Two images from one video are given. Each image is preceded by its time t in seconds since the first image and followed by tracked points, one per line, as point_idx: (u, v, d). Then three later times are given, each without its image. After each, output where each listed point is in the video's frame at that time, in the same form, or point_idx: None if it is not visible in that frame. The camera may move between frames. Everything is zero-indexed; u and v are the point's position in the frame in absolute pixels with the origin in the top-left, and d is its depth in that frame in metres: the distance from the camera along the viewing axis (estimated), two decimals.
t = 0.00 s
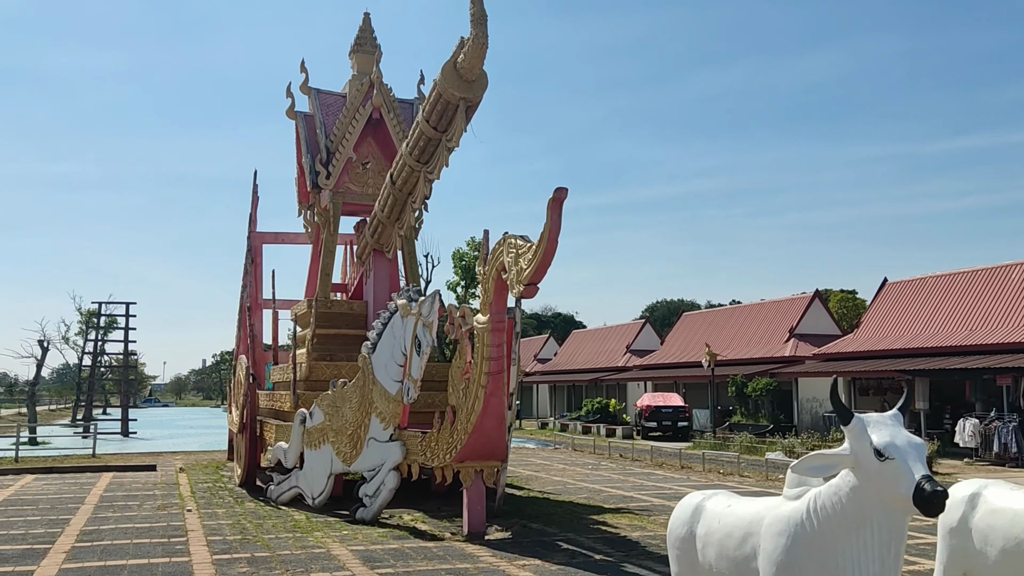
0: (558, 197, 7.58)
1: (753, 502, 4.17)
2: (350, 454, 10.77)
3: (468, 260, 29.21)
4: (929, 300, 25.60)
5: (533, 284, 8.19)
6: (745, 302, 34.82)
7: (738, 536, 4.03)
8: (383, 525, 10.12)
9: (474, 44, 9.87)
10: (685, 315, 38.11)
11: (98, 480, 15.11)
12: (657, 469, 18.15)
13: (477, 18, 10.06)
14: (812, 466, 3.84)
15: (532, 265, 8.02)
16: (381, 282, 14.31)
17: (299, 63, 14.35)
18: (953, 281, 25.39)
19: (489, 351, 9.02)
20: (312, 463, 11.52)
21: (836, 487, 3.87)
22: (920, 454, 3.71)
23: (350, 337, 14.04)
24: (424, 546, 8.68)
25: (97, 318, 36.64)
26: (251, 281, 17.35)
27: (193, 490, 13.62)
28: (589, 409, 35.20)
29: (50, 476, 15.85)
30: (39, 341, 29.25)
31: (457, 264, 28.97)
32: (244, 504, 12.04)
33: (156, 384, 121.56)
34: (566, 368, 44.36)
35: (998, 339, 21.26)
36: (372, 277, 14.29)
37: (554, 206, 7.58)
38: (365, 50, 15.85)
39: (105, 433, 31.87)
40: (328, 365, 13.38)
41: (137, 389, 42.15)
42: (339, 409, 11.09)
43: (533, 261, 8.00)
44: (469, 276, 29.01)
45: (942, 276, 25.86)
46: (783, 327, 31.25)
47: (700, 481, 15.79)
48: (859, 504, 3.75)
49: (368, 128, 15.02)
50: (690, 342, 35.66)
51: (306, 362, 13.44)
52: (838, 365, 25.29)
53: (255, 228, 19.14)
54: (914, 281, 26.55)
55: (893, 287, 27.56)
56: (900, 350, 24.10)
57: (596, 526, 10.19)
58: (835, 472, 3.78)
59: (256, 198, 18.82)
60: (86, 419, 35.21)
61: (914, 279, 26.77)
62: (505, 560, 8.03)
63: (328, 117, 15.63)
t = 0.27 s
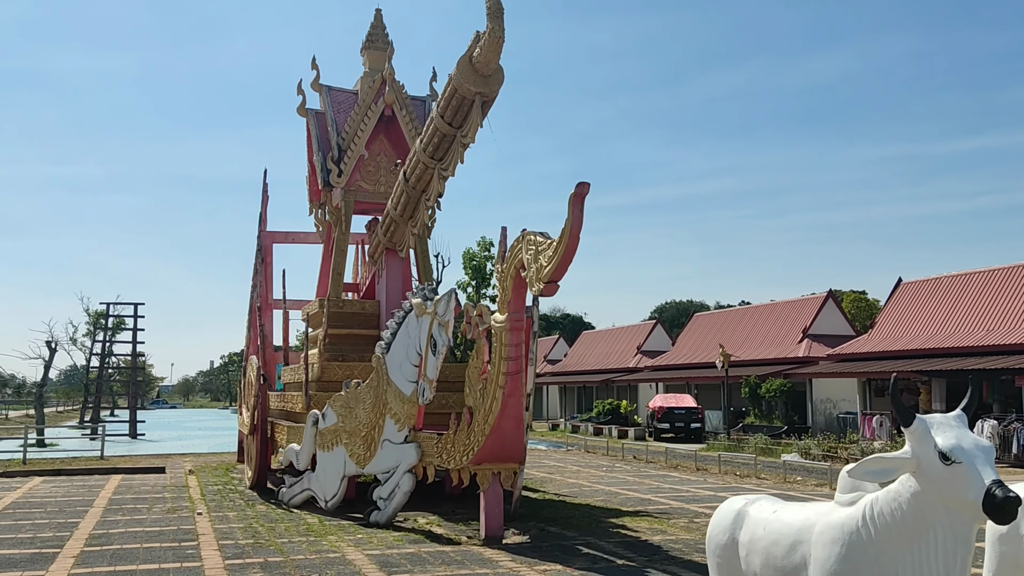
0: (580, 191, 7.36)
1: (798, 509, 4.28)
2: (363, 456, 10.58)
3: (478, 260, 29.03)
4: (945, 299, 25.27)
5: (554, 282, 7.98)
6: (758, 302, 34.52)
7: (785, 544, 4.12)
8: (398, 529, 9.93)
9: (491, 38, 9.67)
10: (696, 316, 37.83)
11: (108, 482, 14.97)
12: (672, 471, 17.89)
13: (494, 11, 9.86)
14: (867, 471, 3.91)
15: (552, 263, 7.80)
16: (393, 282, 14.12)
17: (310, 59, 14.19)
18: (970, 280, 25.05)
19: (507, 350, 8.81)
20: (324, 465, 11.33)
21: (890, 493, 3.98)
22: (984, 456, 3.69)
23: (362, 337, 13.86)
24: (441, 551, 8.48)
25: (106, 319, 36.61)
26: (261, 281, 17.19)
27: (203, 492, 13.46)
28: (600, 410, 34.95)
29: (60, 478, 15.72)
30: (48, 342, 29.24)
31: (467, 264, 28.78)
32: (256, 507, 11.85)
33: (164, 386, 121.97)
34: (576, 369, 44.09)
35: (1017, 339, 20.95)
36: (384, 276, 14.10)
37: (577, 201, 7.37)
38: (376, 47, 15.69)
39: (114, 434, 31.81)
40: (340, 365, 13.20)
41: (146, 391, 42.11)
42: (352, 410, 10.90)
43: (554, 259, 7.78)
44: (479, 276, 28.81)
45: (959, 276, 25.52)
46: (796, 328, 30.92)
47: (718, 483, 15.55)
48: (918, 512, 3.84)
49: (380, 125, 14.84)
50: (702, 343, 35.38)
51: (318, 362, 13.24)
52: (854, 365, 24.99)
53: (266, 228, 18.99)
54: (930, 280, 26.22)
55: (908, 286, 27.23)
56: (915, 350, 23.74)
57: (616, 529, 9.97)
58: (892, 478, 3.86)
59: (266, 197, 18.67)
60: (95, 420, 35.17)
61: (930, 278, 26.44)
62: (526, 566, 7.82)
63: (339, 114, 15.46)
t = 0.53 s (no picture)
0: (602, 186, 7.15)
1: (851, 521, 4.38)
2: (375, 457, 10.40)
3: (487, 258, 28.85)
4: (959, 299, 25.00)
5: (574, 280, 7.78)
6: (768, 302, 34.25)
7: (839, 558, 4.23)
8: (411, 531, 9.74)
9: (507, 31, 9.47)
10: (705, 315, 37.58)
11: (116, 482, 14.82)
12: (685, 473, 17.67)
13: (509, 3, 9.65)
14: (936, 481, 3.93)
15: (572, 260, 7.61)
16: (405, 280, 13.92)
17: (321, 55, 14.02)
18: (985, 280, 24.78)
19: (524, 349, 8.62)
20: (336, 466, 11.16)
21: (958, 505, 4.00)
22: None
23: (372, 336, 13.68)
24: (457, 554, 8.29)
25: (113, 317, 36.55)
26: (270, 279, 17.02)
27: (212, 493, 13.30)
28: (608, 411, 34.72)
29: (68, 477, 15.58)
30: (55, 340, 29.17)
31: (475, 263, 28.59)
32: (265, 508, 11.67)
33: (170, 384, 122.24)
34: (584, 369, 43.87)
35: None
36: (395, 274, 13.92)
37: (598, 196, 7.16)
38: (387, 42, 15.51)
39: (121, 433, 31.73)
40: (350, 365, 13.01)
41: (153, 389, 42.04)
42: (364, 410, 10.72)
43: (574, 256, 7.58)
44: (487, 274, 28.61)
45: (973, 276, 25.25)
46: (807, 328, 30.66)
47: (733, 485, 15.33)
48: (990, 523, 3.86)
49: (391, 121, 14.66)
50: (711, 343, 35.12)
51: (329, 361, 13.05)
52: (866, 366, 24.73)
53: (274, 226, 18.83)
54: (944, 280, 25.95)
55: (921, 286, 26.96)
56: (929, 351, 23.45)
57: (634, 533, 9.78)
58: (963, 487, 3.87)
59: (274, 194, 18.51)
60: (102, 418, 35.10)
61: (944, 278, 26.17)
62: (545, 571, 7.63)
63: (350, 110, 15.29)
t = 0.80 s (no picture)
0: (626, 177, 6.93)
1: (911, 527, 4.57)
2: (387, 454, 10.22)
3: (494, 254, 28.66)
4: (971, 296, 24.78)
5: (594, 274, 7.57)
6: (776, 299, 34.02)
7: (905, 559, 4.42)
8: (424, 529, 9.56)
9: (523, 19, 9.25)
10: (712, 312, 37.36)
11: (123, 478, 14.66)
12: (697, 470, 17.47)
13: None
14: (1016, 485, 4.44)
15: (594, 253, 7.40)
16: (415, 274, 13.73)
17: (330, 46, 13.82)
18: (997, 277, 24.55)
19: (542, 345, 8.42)
20: (347, 462, 10.98)
21: None
22: None
23: (382, 330, 13.51)
24: (473, 554, 8.11)
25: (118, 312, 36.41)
26: (277, 273, 16.85)
27: (220, 489, 13.13)
28: (614, 407, 34.54)
29: (74, 473, 15.42)
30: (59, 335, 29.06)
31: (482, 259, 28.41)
32: (275, 505, 11.50)
33: (173, 380, 122.20)
34: (590, 365, 43.67)
35: None
36: (405, 268, 13.72)
37: (621, 186, 6.95)
38: (397, 33, 15.30)
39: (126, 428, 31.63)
40: (360, 360, 12.83)
41: (157, 384, 41.94)
42: (376, 406, 10.55)
43: (596, 248, 7.37)
44: (494, 270, 28.42)
45: (986, 272, 25.01)
46: (816, 325, 30.43)
47: (746, 483, 15.13)
48: None
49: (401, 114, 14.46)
50: (718, 339, 34.92)
51: (338, 357, 12.86)
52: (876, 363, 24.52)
53: (282, 220, 18.65)
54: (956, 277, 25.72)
55: (932, 282, 26.74)
56: (940, 348, 23.23)
57: (652, 532, 9.60)
58: None
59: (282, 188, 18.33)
60: (106, 413, 34.98)
61: (955, 275, 25.94)
62: (565, 571, 7.45)
63: (359, 102, 15.09)
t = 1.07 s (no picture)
0: (650, 165, 6.74)
1: (982, 527, 4.08)
2: (400, 449, 10.06)
3: (499, 248, 28.48)
4: (981, 290, 24.59)
5: (617, 265, 7.39)
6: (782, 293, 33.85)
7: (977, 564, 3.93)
8: (439, 526, 9.40)
9: (540, 6, 9.05)
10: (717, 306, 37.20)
11: (129, 473, 14.50)
12: (707, 465, 17.32)
13: None
14: None
15: (616, 244, 7.21)
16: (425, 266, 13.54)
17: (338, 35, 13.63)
18: (1007, 271, 24.35)
19: (561, 338, 8.25)
20: (358, 457, 10.82)
21: None
22: None
23: (392, 324, 13.34)
24: (492, 551, 7.95)
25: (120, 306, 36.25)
26: (284, 267, 16.68)
27: (229, 484, 12.98)
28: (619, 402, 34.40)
29: (79, 469, 15.26)
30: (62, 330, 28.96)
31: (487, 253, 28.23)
32: (285, 501, 11.35)
33: (175, 375, 122.11)
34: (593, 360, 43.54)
35: None
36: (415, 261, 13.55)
37: (646, 174, 6.76)
38: (405, 23, 15.09)
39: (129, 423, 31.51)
40: (370, 354, 12.67)
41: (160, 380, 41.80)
42: (388, 401, 10.39)
43: (618, 239, 7.19)
44: (499, 264, 28.23)
45: (995, 266, 24.81)
46: (822, 319, 30.27)
47: (758, 478, 14.98)
48: None
49: (410, 104, 14.26)
50: (724, 334, 34.77)
51: (348, 351, 12.70)
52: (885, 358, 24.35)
53: (288, 213, 18.46)
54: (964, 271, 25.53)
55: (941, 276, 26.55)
56: (950, 342, 23.05)
57: (671, 528, 9.45)
58: None
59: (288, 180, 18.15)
60: (109, 408, 34.86)
61: (964, 269, 25.75)
62: (588, 569, 7.29)
63: (367, 93, 14.89)
